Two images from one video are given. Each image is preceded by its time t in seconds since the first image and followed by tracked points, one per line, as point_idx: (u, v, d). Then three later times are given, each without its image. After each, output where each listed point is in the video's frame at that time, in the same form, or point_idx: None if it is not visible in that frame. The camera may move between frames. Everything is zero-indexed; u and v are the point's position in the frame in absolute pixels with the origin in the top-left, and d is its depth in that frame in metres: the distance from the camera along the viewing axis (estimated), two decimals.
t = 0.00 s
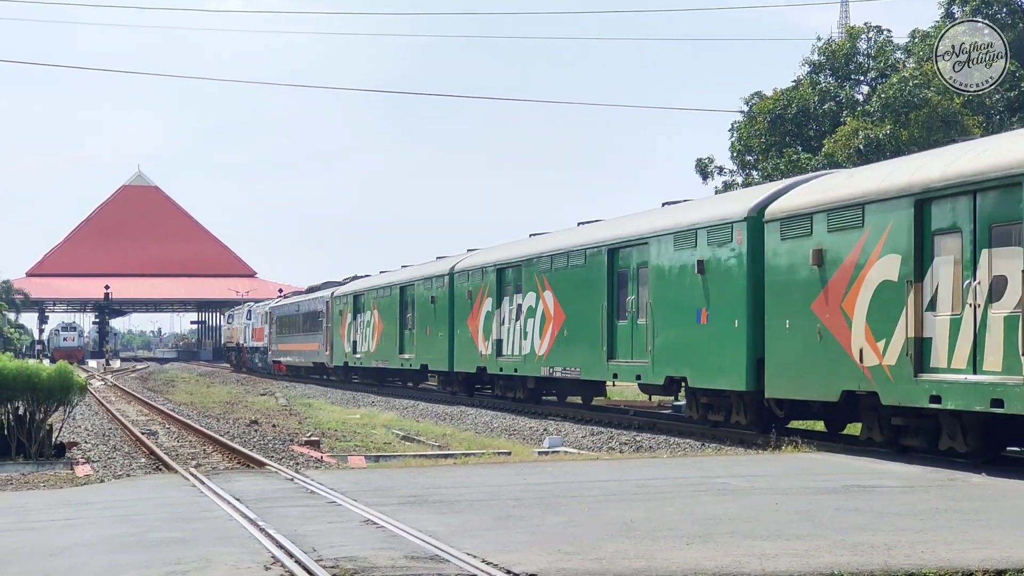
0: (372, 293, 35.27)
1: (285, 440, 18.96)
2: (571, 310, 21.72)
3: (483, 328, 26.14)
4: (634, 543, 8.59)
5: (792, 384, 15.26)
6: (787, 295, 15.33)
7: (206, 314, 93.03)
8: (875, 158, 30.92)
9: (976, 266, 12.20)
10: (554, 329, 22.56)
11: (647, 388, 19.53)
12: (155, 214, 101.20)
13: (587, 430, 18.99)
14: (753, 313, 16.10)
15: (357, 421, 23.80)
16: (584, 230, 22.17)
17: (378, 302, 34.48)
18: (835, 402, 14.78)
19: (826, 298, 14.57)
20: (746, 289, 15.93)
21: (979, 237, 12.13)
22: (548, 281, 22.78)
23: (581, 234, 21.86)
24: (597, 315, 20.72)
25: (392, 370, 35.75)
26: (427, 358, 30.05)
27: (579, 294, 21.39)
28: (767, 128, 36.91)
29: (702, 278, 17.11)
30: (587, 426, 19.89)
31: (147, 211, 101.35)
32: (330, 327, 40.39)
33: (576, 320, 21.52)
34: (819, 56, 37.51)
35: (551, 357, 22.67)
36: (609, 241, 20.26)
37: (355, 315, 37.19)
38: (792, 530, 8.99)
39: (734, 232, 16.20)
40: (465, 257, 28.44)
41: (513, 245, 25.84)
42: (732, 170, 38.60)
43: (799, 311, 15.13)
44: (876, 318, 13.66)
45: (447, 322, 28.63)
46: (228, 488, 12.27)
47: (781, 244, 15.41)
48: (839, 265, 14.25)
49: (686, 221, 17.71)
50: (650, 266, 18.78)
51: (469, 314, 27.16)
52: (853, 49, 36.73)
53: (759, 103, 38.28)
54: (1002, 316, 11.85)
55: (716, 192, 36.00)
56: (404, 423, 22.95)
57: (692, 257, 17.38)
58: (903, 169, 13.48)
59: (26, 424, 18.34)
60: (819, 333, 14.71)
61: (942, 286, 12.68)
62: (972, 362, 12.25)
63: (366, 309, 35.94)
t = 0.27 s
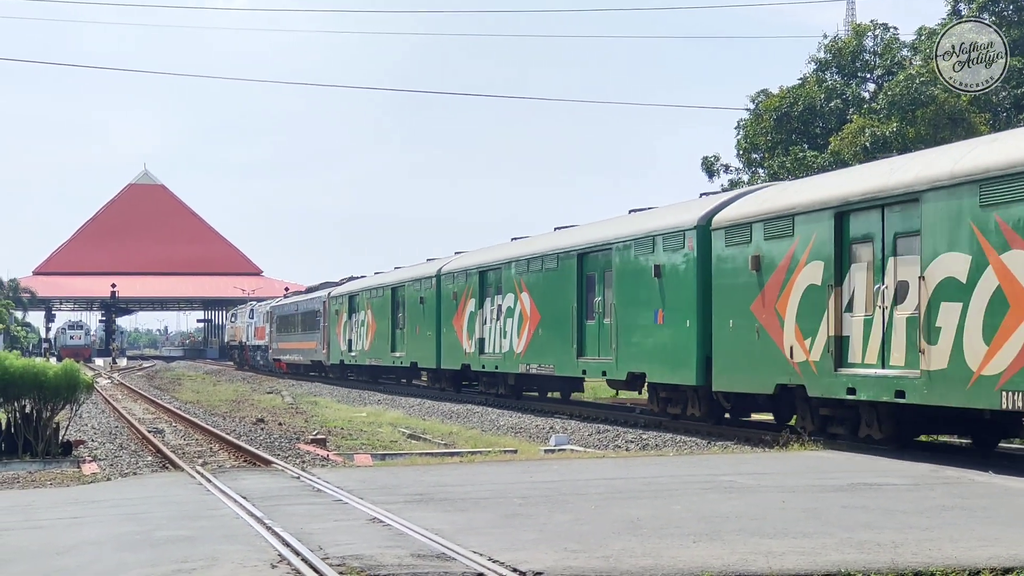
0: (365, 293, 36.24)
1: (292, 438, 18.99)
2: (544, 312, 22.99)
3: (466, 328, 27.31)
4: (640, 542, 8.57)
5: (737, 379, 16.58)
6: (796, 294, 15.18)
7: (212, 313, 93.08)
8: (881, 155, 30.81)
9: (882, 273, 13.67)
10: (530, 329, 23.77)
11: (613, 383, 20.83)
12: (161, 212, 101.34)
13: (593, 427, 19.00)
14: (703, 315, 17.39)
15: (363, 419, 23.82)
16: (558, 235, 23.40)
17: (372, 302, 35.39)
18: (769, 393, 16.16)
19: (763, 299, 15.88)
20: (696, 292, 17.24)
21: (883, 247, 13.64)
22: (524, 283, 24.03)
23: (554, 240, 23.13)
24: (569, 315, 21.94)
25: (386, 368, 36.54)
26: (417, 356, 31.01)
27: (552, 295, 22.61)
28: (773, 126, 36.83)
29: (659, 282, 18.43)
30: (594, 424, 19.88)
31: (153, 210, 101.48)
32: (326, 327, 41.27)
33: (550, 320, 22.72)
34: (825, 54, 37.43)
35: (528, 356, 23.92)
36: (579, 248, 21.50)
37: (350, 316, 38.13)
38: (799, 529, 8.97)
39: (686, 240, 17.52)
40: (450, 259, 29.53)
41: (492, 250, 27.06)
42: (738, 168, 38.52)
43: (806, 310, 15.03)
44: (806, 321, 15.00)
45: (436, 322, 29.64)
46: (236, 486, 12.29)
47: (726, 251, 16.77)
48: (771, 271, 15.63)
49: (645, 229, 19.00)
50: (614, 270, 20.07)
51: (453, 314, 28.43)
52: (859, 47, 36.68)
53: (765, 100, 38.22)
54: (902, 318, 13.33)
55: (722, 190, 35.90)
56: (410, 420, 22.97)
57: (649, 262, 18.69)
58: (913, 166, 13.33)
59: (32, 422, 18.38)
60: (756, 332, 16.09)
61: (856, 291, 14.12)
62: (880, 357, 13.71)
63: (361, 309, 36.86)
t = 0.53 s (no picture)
0: (359, 296, 37.34)
1: (298, 438, 19.01)
2: (522, 314, 24.22)
3: (453, 330, 28.48)
4: (647, 543, 8.56)
5: (691, 375, 17.87)
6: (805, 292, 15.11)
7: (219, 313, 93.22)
8: (888, 155, 30.80)
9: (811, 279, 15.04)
10: (508, 331, 25.02)
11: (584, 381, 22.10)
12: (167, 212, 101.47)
13: (600, 428, 18.99)
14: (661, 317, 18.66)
15: (370, 420, 23.86)
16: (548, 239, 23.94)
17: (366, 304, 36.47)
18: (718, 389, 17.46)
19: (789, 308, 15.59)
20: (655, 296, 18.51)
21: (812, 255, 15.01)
22: (503, 287, 25.31)
23: (531, 246, 24.41)
24: (544, 317, 23.12)
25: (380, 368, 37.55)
26: (408, 357, 32.13)
27: (529, 298, 23.85)
28: (779, 126, 36.81)
29: (622, 286, 19.67)
30: (600, 425, 19.88)
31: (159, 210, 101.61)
32: (323, 329, 42.28)
33: (528, 322, 23.89)
34: (832, 54, 37.36)
35: (508, 355, 25.13)
36: (551, 254, 22.78)
37: (344, 317, 39.26)
38: (806, 530, 8.95)
39: (645, 247, 18.79)
40: (438, 263, 30.71)
41: (476, 256, 28.29)
42: (744, 168, 38.50)
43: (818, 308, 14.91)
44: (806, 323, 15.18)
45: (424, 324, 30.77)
46: (243, 486, 12.30)
47: (681, 258, 18.05)
48: (717, 276, 16.95)
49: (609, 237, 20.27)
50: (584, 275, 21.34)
51: (439, 316, 29.69)
52: (866, 47, 36.61)
53: (771, 100, 38.18)
54: (828, 319, 14.71)
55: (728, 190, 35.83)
56: (416, 421, 23.00)
57: (613, 268, 19.94)
58: (919, 165, 13.16)
59: (40, 423, 18.43)
60: (705, 333, 17.40)
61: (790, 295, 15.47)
62: (809, 355, 15.10)
63: (356, 311, 37.93)
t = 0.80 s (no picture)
0: (351, 299, 38.46)
1: (301, 439, 19.03)
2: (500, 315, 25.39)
3: (438, 331, 29.67)
4: (650, 543, 8.56)
5: (648, 374, 19.12)
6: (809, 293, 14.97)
7: (222, 313, 93.25)
8: (891, 156, 30.76)
9: (751, 284, 16.35)
10: (487, 332, 26.21)
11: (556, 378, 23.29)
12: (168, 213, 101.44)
13: (603, 428, 18.98)
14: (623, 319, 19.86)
15: (373, 420, 23.86)
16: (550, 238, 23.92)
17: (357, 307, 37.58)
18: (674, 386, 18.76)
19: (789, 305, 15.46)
20: (618, 299, 19.66)
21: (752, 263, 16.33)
22: (484, 290, 26.49)
23: (508, 252, 25.59)
24: (519, 319, 24.31)
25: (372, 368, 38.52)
26: (397, 357, 33.31)
27: (506, 302, 24.99)
28: (782, 127, 36.81)
29: (589, 290, 20.88)
30: (604, 425, 19.86)
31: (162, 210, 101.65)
32: (318, 330, 43.24)
33: (505, 323, 25.06)
34: (836, 54, 37.35)
35: (487, 355, 26.30)
36: (526, 260, 23.96)
37: (337, 319, 40.39)
38: (809, 530, 8.95)
39: (609, 254, 19.98)
40: (425, 267, 31.88)
41: (459, 260, 29.45)
42: (748, 169, 38.46)
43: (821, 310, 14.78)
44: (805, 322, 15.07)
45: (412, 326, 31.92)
46: (246, 487, 12.30)
47: (640, 265, 19.26)
48: (671, 282, 18.21)
49: (578, 244, 21.43)
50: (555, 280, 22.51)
51: (423, 318, 30.90)
52: (869, 47, 36.59)
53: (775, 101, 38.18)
54: (765, 322, 16.04)
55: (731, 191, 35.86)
56: (419, 421, 23.00)
57: (580, 273, 21.13)
58: (920, 165, 13.07)
59: (43, 423, 18.44)
60: (660, 334, 18.65)
61: (732, 299, 16.78)
62: (749, 354, 16.44)
63: (347, 313, 39.01)
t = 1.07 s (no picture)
0: (344, 300, 39.83)
1: (303, 438, 19.05)
2: (480, 316, 26.99)
3: (424, 331, 31.18)
4: (653, 543, 8.55)
5: (612, 371, 20.73)
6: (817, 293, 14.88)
7: (224, 313, 93.24)
8: (893, 155, 30.71)
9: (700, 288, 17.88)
10: (469, 332, 27.74)
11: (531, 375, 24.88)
12: (170, 212, 101.50)
13: (605, 428, 18.99)
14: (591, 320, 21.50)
15: (375, 419, 23.88)
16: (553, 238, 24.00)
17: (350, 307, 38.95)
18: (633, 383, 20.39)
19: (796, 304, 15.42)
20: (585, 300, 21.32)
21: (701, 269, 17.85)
22: (466, 292, 28.09)
23: (487, 256, 27.22)
24: (498, 319, 25.88)
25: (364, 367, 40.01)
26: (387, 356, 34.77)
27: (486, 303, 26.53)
28: (785, 126, 36.80)
29: (560, 293, 22.49)
30: (606, 425, 19.87)
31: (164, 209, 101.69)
32: (313, 330, 44.64)
33: (485, 323, 26.61)
34: (839, 54, 37.31)
35: (468, 354, 27.83)
36: (504, 264, 25.56)
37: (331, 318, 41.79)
38: (812, 530, 8.94)
39: (577, 259, 21.61)
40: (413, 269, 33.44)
41: (444, 263, 31.02)
42: (750, 168, 38.43)
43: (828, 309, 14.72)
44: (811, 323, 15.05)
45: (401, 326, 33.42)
46: (249, 486, 12.30)
47: (603, 270, 20.93)
48: (631, 286, 19.79)
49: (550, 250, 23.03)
50: (530, 283, 24.10)
51: (410, 319, 32.46)
52: (872, 47, 36.50)
53: (777, 100, 38.17)
54: (712, 324, 17.52)
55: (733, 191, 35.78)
56: (422, 421, 23.01)
57: (552, 277, 22.76)
58: (929, 164, 13.05)
59: (45, 422, 18.46)
60: (621, 334, 20.26)
61: (683, 302, 18.30)
62: (699, 353, 17.92)
63: (340, 314, 40.54)
